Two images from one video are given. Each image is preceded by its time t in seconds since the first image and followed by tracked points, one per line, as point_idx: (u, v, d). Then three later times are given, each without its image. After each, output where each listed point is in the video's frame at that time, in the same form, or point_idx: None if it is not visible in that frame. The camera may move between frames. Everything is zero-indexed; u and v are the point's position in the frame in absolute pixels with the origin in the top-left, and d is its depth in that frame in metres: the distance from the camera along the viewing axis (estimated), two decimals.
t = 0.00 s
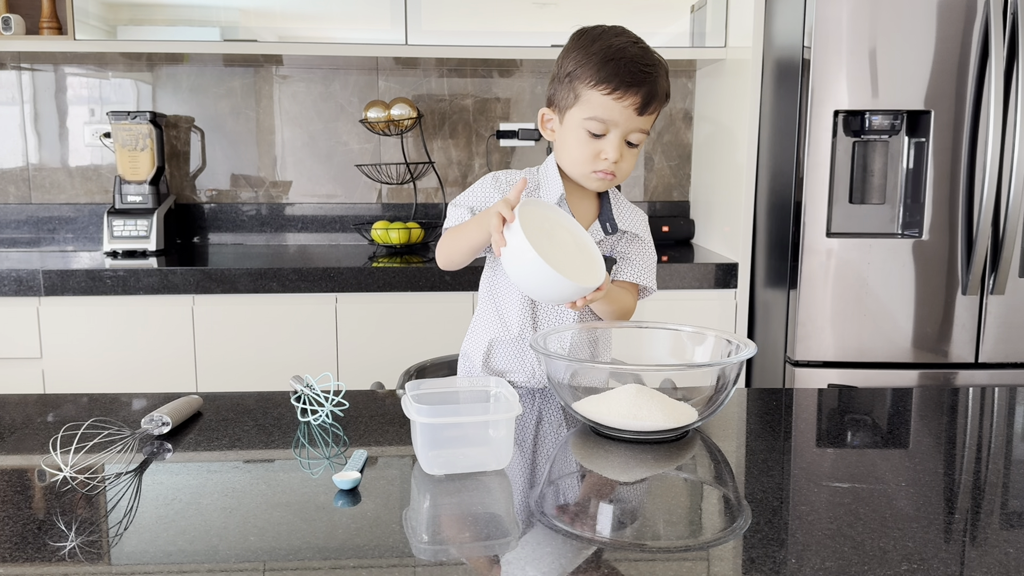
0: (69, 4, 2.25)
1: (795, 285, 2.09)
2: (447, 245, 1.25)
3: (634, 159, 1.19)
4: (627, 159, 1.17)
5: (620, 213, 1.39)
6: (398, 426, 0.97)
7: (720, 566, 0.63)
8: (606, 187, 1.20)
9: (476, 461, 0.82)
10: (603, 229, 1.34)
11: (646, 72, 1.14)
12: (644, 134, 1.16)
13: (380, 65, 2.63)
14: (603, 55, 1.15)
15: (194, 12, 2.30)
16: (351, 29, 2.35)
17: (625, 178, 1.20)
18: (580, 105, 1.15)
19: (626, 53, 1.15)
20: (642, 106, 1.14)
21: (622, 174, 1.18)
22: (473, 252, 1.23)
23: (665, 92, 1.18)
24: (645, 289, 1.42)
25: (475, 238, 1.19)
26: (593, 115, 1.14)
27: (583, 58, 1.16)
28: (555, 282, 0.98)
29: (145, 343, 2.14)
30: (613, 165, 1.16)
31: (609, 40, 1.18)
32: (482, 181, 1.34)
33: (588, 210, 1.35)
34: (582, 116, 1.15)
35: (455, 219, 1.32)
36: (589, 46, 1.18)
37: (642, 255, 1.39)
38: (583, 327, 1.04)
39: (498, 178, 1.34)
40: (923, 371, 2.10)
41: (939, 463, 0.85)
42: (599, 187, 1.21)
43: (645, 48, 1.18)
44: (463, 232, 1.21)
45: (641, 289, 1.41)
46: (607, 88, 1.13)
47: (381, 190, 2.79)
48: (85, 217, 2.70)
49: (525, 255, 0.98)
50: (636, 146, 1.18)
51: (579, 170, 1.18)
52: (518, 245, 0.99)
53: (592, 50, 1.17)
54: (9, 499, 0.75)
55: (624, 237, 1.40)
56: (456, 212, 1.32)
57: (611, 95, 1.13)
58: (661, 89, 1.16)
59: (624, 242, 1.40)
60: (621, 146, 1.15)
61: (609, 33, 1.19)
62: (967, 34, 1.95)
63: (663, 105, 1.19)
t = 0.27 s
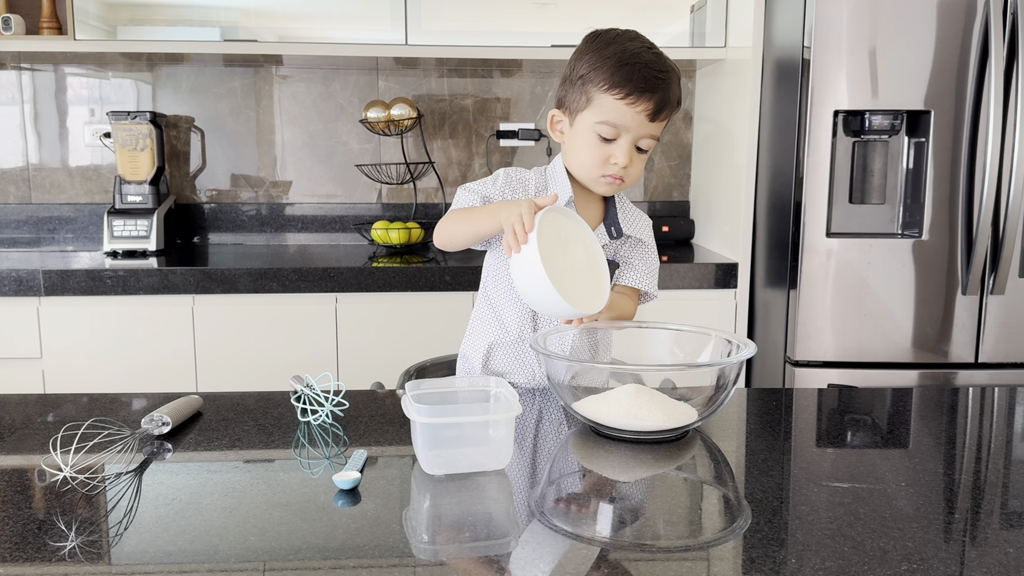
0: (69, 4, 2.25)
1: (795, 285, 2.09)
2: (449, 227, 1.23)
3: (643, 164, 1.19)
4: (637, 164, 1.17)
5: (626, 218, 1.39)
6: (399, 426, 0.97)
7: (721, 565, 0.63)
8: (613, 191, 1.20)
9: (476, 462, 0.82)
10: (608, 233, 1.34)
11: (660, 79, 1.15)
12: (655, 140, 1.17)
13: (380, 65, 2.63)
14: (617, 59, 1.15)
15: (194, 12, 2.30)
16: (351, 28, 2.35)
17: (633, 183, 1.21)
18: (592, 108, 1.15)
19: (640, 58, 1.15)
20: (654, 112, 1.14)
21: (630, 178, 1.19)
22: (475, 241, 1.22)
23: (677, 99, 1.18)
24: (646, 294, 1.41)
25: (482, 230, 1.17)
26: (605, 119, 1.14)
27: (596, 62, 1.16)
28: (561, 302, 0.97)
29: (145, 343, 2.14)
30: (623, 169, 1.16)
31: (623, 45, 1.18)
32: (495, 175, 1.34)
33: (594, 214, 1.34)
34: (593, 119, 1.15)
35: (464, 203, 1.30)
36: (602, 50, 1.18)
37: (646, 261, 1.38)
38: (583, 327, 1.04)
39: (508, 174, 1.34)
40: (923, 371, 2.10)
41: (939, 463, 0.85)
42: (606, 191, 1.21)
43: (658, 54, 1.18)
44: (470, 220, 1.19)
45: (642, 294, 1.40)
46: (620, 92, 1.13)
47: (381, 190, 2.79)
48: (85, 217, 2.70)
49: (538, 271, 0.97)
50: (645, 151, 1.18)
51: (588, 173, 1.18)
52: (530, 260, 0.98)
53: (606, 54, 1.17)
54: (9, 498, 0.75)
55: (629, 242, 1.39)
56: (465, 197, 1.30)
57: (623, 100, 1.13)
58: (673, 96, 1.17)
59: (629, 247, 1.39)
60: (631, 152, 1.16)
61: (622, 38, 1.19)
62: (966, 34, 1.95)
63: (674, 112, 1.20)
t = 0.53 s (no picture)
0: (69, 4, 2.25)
1: (795, 285, 2.09)
2: (456, 220, 1.21)
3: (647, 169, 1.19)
4: (641, 168, 1.17)
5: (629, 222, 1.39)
6: (399, 426, 0.97)
7: (720, 565, 0.63)
8: (617, 195, 1.20)
9: (476, 462, 0.82)
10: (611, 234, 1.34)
11: (667, 84, 1.15)
12: (660, 144, 1.17)
13: (380, 65, 2.63)
14: (624, 63, 1.15)
15: (194, 12, 2.30)
16: (351, 29, 2.35)
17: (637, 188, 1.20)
18: (598, 111, 1.15)
19: (647, 62, 1.15)
20: (660, 117, 1.14)
21: (634, 182, 1.19)
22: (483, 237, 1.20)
23: (683, 104, 1.18)
24: (647, 297, 1.41)
25: (492, 225, 1.16)
26: (611, 122, 1.14)
27: (603, 64, 1.16)
28: (561, 312, 0.95)
29: (145, 343, 2.14)
30: (627, 173, 1.16)
31: (630, 48, 1.18)
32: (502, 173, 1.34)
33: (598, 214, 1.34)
34: (599, 122, 1.15)
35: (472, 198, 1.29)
36: (610, 52, 1.17)
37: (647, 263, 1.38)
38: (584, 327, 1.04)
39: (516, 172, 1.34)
40: (923, 371, 2.10)
41: (939, 463, 0.85)
42: (608, 195, 1.21)
43: (666, 58, 1.18)
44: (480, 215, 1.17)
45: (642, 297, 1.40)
46: (627, 96, 1.13)
47: (381, 190, 2.79)
48: (85, 217, 2.70)
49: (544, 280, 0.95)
50: (650, 156, 1.18)
51: (592, 176, 1.18)
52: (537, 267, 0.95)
53: (613, 57, 1.16)
54: (9, 499, 0.75)
55: (630, 245, 1.39)
56: (473, 191, 1.30)
57: (630, 103, 1.13)
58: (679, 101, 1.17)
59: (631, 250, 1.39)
60: (636, 155, 1.16)
61: (630, 41, 1.19)
62: (966, 35, 1.95)
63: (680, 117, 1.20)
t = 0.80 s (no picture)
0: (69, 4, 2.25)
1: (795, 285, 2.09)
2: (468, 212, 1.20)
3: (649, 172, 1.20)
4: (643, 172, 1.18)
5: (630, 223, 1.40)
6: (399, 426, 0.97)
7: (720, 566, 0.63)
8: (618, 197, 1.21)
9: (475, 462, 0.82)
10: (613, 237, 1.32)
11: (672, 88, 1.15)
12: (663, 148, 1.17)
13: (380, 65, 2.63)
14: (630, 66, 1.14)
15: (194, 12, 2.30)
16: (351, 29, 2.35)
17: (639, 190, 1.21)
18: (602, 113, 1.15)
19: (653, 66, 1.15)
20: (665, 121, 1.14)
21: (636, 185, 1.19)
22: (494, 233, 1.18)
23: (687, 108, 1.18)
24: (646, 300, 1.41)
25: (506, 220, 1.14)
26: (615, 126, 1.14)
27: (609, 67, 1.16)
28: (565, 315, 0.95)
29: (145, 343, 2.14)
30: (629, 177, 1.17)
31: (636, 50, 1.17)
32: (508, 172, 1.34)
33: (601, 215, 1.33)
34: (603, 125, 1.15)
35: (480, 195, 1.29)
36: (616, 54, 1.17)
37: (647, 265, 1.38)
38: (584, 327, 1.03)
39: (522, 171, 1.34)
40: (923, 371, 2.10)
41: (939, 463, 0.85)
42: (611, 197, 1.22)
43: (671, 61, 1.18)
44: (493, 209, 1.16)
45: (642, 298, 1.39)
46: (632, 99, 1.13)
47: (381, 190, 2.79)
48: (85, 217, 2.70)
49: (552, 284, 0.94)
50: (653, 159, 1.19)
51: (595, 178, 1.18)
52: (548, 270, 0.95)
53: (619, 59, 1.16)
54: (9, 499, 0.75)
55: (631, 247, 1.39)
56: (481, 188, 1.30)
57: (635, 107, 1.13)
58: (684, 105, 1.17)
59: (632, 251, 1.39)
60: (639, 159, 1.16)
61: (636, 43, 1.19)
62: (967, 34, 1.95)
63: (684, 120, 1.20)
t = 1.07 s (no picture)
0: (69, 4, 2.25)
1: (795, 285, 2.09)
2: (487, 204, 1.19)
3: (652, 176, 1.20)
4: (646, 175, 1.18)
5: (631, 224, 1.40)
6: (399, 426, 0.97)
7: (720, 566, 0.63)
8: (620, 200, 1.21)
9: (475, 463, 0.82)
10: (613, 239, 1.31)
11: (677, 92, 1.15)
12: (666, 152, 1.17)
13: (380, 65, 2.62)
14: (635, 69, 1.14)
15: (194, 12, 2.30)
16: (351, 29, 2.35)
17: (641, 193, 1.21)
18: (606, 116, 1.15)
19: (658, 69, 1.15)
20: (668, 125, 1.14)
21: (638, 188, 1.19)
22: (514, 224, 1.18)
23: (691, 112, 1.18)
24: (646, 301, 1.40)
25: (524, 212, 1.13)
26: (618, 129, 1.14)
27: (613, 69, 1.16)
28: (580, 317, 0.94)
29: (144, 343, 2.14)
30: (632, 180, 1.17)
31: (641, 53, 1.17)
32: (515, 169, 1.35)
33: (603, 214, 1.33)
34: (607, 128, 1.15)
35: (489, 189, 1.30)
36: (620, 57, 1.17)
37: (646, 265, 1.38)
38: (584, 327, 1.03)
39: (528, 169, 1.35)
40: (923, 371, 2.10)
41: (939, 463, 0.85)
42: (613, 199, 1.22)
43: (676, 66, 1.18)
44: (512, 201, 1.15)
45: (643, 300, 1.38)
46: (636, 103, 1.13)
47: (381, 190, 2.79)
48: (85, 217, 2.70)
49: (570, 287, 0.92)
50: (655, 163, 1.19)
51: (598, 181, 1.18)
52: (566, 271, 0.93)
53: (624, 62, 1.16)
54: (9, 499, 0.75)
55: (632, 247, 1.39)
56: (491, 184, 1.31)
57: (638, 110, 1.13)
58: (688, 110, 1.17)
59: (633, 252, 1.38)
60: (642, 162, 1.16)
61: (641, 46, 1.19)
62: (966, 35, 1.95)
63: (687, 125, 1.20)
